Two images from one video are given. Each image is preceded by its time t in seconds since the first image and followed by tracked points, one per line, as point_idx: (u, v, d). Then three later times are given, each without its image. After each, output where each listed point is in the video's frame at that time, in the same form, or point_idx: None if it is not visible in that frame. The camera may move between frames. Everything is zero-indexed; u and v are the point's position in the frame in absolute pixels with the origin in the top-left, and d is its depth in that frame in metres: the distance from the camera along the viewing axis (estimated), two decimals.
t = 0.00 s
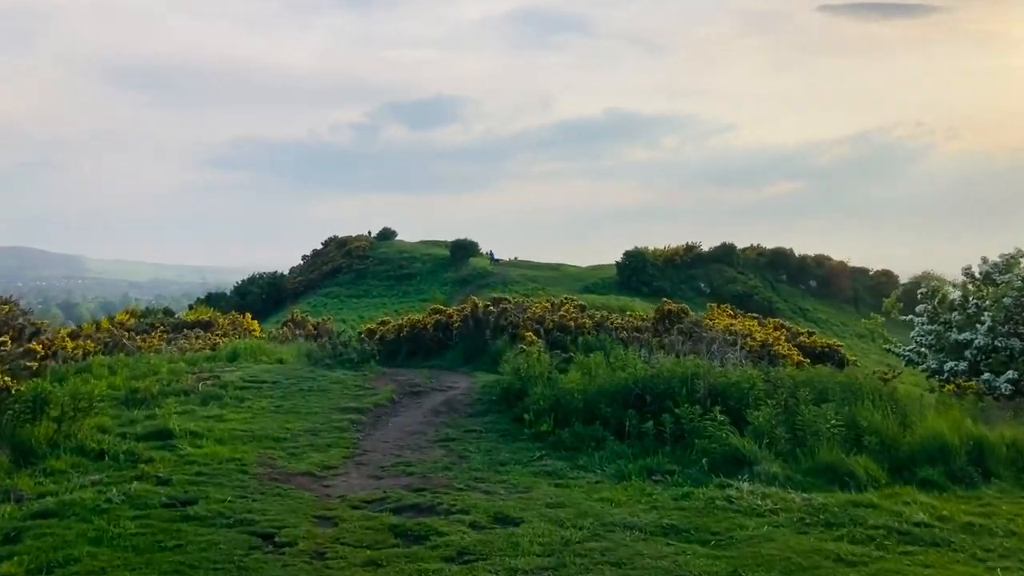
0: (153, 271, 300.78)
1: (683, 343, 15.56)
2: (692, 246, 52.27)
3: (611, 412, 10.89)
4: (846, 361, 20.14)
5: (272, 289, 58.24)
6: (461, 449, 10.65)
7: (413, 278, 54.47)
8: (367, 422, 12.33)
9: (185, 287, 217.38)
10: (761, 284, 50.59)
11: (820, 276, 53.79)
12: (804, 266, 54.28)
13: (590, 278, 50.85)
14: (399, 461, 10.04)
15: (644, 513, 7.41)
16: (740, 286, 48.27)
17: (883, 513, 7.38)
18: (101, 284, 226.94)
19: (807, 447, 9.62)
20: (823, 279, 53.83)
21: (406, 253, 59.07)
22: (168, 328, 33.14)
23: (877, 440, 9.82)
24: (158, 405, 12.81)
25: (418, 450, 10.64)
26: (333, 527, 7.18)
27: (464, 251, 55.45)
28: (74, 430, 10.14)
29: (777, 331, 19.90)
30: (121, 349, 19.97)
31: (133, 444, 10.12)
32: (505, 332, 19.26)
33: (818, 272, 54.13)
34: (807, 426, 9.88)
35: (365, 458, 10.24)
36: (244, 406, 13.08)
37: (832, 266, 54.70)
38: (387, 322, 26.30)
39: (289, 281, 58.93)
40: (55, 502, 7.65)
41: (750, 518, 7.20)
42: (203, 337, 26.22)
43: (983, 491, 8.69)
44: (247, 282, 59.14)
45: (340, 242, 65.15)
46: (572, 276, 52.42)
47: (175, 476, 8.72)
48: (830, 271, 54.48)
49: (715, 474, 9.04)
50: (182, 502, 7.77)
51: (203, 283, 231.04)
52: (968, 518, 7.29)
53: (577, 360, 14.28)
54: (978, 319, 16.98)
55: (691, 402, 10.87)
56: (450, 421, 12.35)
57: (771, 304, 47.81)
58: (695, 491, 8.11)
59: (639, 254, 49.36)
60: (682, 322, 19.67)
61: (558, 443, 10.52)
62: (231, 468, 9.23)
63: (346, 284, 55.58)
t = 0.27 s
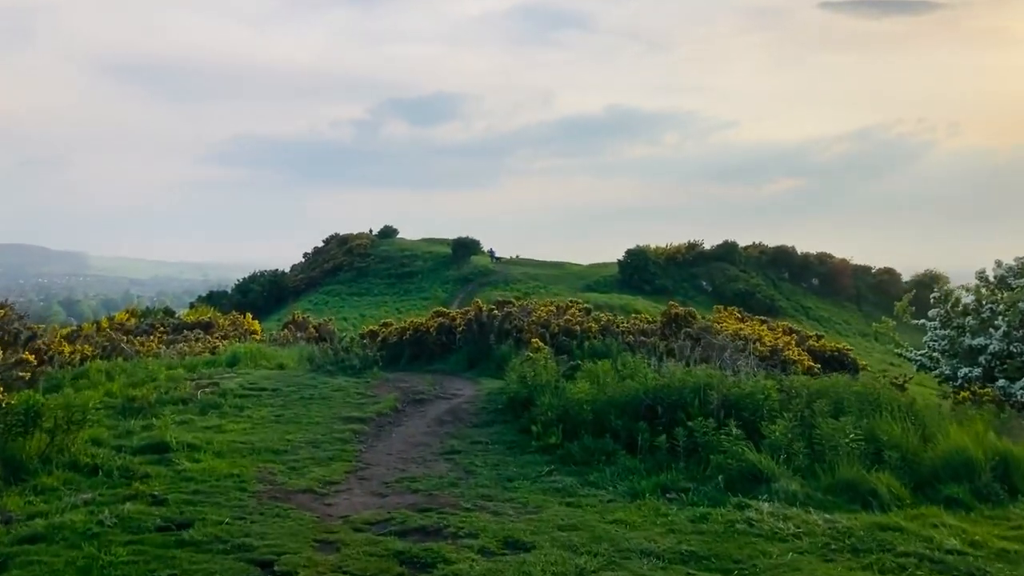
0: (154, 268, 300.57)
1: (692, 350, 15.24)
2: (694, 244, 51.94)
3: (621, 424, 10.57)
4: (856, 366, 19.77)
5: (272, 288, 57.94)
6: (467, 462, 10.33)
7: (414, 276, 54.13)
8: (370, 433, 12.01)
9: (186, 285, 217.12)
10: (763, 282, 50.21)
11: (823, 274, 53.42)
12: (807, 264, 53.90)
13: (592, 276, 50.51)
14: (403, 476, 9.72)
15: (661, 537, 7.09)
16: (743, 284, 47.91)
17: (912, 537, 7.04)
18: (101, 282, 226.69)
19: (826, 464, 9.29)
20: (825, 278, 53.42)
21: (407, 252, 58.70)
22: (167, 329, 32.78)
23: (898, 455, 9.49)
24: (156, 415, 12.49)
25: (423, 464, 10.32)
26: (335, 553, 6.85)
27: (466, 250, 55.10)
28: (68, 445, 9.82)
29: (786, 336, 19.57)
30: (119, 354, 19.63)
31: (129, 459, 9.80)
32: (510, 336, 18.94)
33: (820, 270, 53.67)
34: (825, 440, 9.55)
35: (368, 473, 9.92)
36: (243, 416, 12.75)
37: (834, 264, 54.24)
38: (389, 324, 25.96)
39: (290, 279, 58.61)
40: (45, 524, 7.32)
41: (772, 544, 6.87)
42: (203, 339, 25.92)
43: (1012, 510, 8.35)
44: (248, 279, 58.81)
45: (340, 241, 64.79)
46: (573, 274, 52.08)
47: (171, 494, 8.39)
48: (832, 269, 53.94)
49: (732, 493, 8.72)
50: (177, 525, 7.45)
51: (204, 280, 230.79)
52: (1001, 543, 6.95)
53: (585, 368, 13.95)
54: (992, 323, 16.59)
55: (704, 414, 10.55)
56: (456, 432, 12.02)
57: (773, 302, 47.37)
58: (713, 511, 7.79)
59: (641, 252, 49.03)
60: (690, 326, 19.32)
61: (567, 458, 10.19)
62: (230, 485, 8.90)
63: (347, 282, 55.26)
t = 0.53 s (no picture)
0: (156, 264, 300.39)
1: (700, 349, 14.88)
2: (697, 240, 51.55)
3: (630, 427, 10.20)
4: (867, 365, 19.37)
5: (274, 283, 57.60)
6: (470, 466, 9.97)
7: (416, 271, 53.75)
8: (370, 435, 11.65)
9: (188, 281, 216.92)
10: (766, 278, 49.77)
11: (827, 271, 53.01)
12: (810, 261, 53.46)
13: (594, 272, 50.11)
14: (404, 481, 9.36)
15: (675, 549, 6.72)
16: (746, 279, 47.53)
17: (940, 551, 6.67)
18: (103, 278, 226.50)
19: (844, 468, 8.93)
20: (828, 274, 52.97)
21: (409, 247, 58.35)
22: (167, 327, 32.47)
23: (920, 460, 9.10)
24: (149, 416, 12.14)
25: (424, 468, 9.96)
26: (332, 566, 6.49)
27: (468, 246, 54.73)
28: (56, 448, 9.46)
29: (795, 334, 19.18)
30: (116, 352, 19.29)
31: (120, 463, 9.44)
32: (513, 334, 18.56)
33: (823, 266, 53.17)
34: (843, 443, 9.17)
35: (368, 478, 9.57)
36: (240, 417, 12.39)
37: (838, 260, 53.75)
38: (390, 321, 25.59)
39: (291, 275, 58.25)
40: (27, 534, 6.97)
41: (794, 558, 6.50)
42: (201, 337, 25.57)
43: None
44: (249, 275, 58.45)
45: (342, 237, 64.46)
46: (576, 270, 51.68)
47: (162, 501, 8.04)
48: (836, 266, 53.39)
49: (748, 500, 8.35)
50: (167, 535, 7.09)
51: (207, 276, 230.49)
52: None
53: (591, 367, 13.56)
54: (1007, 321, 16.14)
55: (716, 417, 10.18)
56: (458, 433, 11.66)
57: (776, 298, 46.87)
58: (729, 521, 7.42)
59: (643, 248, 48.66)
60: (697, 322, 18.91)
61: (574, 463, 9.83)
62: (224, 491, 8.55)
63: (348, 278, 54.90)
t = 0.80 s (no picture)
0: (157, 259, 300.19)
1: (707, 355, 14.49)
2: (699, 237, 51.15)
3: (637, 440, 9.83)
4: (876, 369, 18.96)
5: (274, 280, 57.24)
6: (470, 481, 9.60)
7: (417, 268, 53.34)
8: (367, 445, 11.28)
9: (190, 276, 216.68)
10: (768, 275, 49.34)
11: (829, 268, 52.61)
12: (813, 258, 53.06)
13: (596, 269, 49.70)
14: (402, 498, 8.98)
15: None
16: (749, 276, 47.10)
17: None
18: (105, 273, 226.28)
19: (861, 486, 8.54)
20: (831, 271, 52.57)
21: (411, 244, 57.96)
22: (165, 325, 32.11)
23: (941, 478, 8.71)
24: (140, 425, 11.76)
25: (423, 483, 9.59)
26: None
27: (470, 243, 54.32)
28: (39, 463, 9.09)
29: (803, 338, 18.79)
30: (110, 354, 18.93)
31: (106, 479, 9.07)
32: (515, 337, 18.18)
33: (825, 263, 52.79)
34: (860, 459, 8.78)
35: (364, 494, 9.20)
36: (234, 426, 12.01)
37: (840, 257, 53.37)
38: (390, 321, 25.20)
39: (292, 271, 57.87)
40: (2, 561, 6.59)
41: None
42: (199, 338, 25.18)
43: None
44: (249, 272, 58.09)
45: (344, 233, 64.06)
46: (578, 267, 51.29)
47: (147, 522, 7.66)
48: (838, 263, 53.06)
49: (761, 522, 7.97)
50: (150, 562, 6.72)
51: (208, 271, 230.27)
52: None
53: (595, 374, 13.18)
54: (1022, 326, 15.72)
55: (727, 430, 9.80)
56: (459, 443, 11.29)
57: (779, 295, 46.45)
58: (744, 547, 7.04)
59: (645, 245, 48.26)
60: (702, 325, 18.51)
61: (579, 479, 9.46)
62: (213, 511, 8.17)
63: (349, 274, 54.50)
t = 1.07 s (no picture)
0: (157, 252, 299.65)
1: (715, 354, 14.13)
2: (700, 231, 50.77)
3: (645, 445, 9.47)
4: (885, 368, 18.57)
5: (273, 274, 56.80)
6: (471, 486, 9.23)
7: (417, 262, 52.92)
8: (365, 448, 10.91)
9: (189, 269, 216.20)
10: (769, 269, 48.93)
11: (830, 263, 52.23)
12: (814, 252, 52.68)
13: (596, 263, 49.28)
14: (401, 506, 8.61)
15: None
16: (750, 270, 46.67)
17: None
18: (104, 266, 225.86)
19: (881, 495, 8.17)
20: (832, 266, 52.17)
21: (410, 238, 57.54)
22: (161, 320, 31.71)
23: (963, 486, 8.32)
24: (130, 427, 11.37)
25: (423, 488, 9.22)
26: None
27: (469, 237, 53.88)
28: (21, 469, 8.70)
29: (811, 335, 18.43)
30: (103, 351, 18.52)
31: (91, 485, 8.68)
32: (517, 334, 17.79)
33: (826, 258, 52.41)
34: (880, 467, 8.41)
35: (362, 501, 8.82)
36: (227, 427, 11.64)
37: (841, 252, 52.98)
38: (389, 317, 24.82)
39: (291, 265, 57.42)
40: None
41: None
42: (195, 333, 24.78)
43: None
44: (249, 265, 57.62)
45: (343, 227, 63.60)
46: (578, 261, 50.89)
47: (132, 533, 7.28)
48: (839, 258, 52.71)
49: (778, 533, 7.60)
50: None
51: (207, 264, 229.88)
52: None
53: (600, 374, 12.80)
54: None
55: (738, 434, 9.43)
56: (460, 446, 10.91)
57: (780, 290, 46.04)
58: (762, 562, 6.67)
59: (646, 239, 47.82)
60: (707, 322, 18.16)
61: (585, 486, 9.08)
62: (202, 520, 7.79)
63: (349, 268, 54.08)
